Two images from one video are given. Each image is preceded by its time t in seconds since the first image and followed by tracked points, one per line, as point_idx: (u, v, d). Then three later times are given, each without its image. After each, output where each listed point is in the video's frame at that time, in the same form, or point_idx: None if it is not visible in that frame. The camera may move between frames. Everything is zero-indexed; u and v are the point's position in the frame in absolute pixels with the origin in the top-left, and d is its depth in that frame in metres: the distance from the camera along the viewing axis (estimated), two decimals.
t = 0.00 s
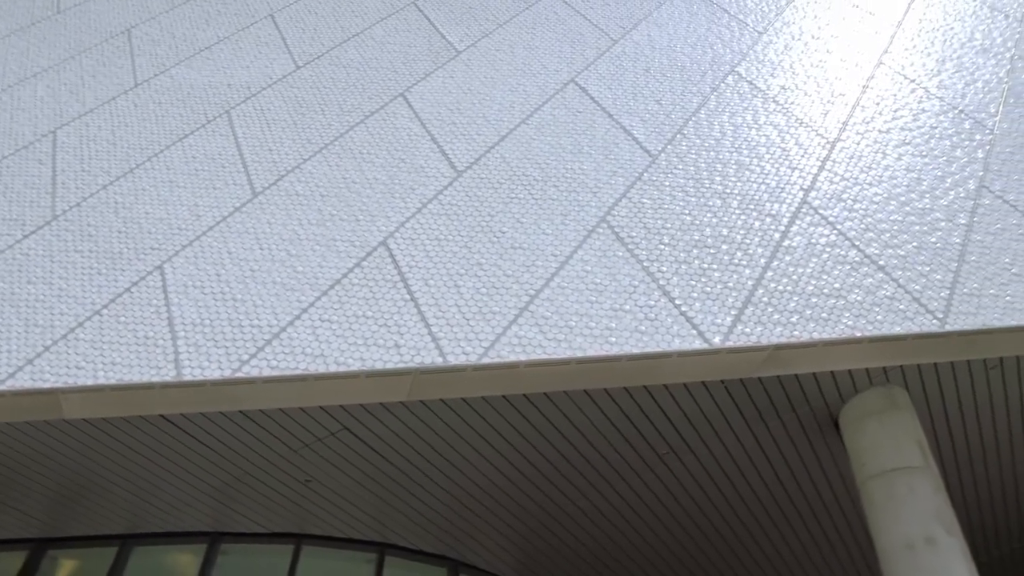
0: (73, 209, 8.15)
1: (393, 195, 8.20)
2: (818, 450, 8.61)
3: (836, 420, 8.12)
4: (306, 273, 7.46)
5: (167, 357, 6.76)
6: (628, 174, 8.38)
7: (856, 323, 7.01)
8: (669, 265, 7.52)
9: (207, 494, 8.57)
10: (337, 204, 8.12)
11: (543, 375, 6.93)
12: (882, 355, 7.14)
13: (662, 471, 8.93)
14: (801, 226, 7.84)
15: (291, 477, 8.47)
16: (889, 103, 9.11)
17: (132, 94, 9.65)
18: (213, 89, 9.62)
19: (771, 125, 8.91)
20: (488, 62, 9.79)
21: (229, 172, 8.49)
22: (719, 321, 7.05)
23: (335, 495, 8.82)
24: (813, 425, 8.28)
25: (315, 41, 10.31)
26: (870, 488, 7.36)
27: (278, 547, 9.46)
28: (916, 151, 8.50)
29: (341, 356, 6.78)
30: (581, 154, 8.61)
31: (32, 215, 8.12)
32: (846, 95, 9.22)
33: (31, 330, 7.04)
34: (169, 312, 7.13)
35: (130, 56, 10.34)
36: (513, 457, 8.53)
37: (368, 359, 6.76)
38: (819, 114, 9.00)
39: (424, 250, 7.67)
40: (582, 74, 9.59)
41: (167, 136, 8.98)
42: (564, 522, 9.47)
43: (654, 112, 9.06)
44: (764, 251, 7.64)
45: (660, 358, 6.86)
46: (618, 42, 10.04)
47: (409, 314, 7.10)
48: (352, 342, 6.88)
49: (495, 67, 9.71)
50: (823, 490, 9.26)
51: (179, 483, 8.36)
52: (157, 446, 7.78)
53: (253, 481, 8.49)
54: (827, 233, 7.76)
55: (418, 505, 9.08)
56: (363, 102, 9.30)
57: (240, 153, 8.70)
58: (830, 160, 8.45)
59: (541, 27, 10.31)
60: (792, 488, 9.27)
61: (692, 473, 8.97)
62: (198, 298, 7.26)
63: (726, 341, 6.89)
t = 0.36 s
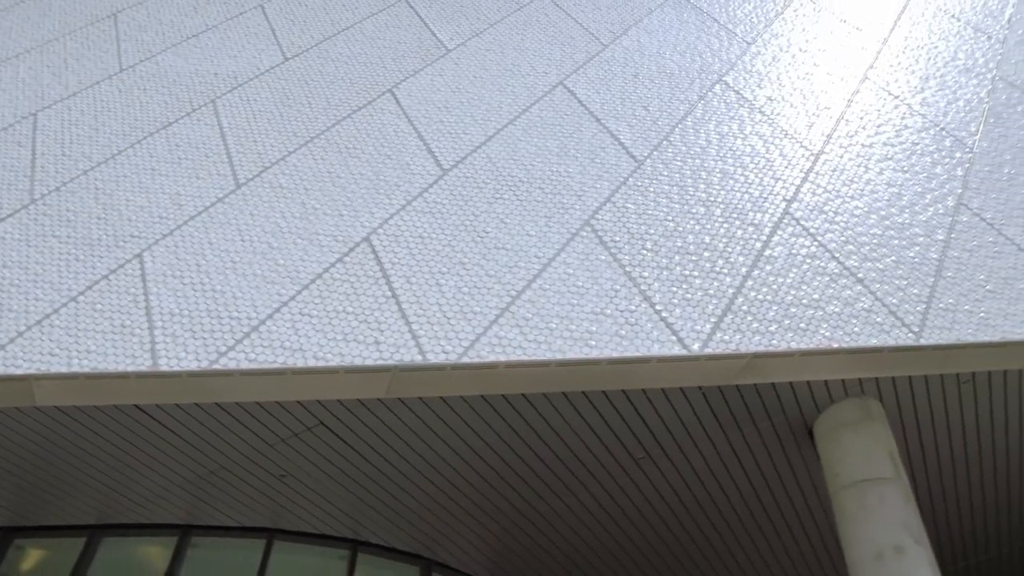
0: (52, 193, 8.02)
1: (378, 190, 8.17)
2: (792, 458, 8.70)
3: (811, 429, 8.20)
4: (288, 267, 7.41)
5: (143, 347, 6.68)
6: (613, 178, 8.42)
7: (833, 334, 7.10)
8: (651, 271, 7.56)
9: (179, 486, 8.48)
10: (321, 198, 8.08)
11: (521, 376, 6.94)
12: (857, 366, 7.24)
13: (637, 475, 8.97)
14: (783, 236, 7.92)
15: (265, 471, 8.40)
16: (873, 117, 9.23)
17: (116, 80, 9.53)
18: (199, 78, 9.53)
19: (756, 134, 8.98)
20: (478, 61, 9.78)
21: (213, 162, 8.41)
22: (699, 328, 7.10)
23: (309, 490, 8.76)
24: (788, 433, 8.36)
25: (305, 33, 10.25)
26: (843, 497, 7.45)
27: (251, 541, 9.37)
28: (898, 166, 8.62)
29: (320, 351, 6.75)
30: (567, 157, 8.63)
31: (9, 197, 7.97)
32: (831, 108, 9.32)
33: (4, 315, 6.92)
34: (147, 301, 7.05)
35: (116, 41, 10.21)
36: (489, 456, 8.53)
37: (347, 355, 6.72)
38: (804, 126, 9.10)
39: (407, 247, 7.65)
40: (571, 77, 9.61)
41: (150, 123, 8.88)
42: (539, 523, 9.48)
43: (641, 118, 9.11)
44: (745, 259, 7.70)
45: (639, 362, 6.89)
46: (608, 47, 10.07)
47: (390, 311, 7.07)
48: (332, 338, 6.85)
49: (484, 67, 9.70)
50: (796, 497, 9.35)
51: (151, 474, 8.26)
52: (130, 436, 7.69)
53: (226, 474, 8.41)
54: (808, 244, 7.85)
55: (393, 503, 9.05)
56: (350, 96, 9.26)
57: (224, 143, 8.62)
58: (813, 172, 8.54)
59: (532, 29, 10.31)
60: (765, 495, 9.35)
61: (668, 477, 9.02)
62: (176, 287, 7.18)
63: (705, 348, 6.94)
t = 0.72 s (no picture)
0: (30, 175, 7.87)
1: (362, 185, 8.13)
2: (764, 466, 8.78)
3: (784, 438, 8.29)
4: (268, 259, 7.35)
5: (118, 335, 6.59)
6: (597, 182, 8.45)
7: (809, 345, 7.19)
8: (631, 276, 7.60)
9: (150, 477, 8.38)
10: (305, 191, 8.02)
11: (499, 376, 6.94)
12: (831, 377, 7.33)
13: (611, 479, 9.01)
14: (763, 246, 7.99)
15: (238, 464, 8.33)
16: (855, 132, 9.35)
17: (99, 63, 9.39)
18: (185, 65, 9.42)
19: (740, 144, 9.05)
20: (467, 60, 9.77)
21: (195, 150, 8.32)
22: (677, 334, 7.15)
23: (282, 484, 8.70)
24: (761, 442, 8.44)
25: (294, 24, 10.17)
26: (813, 506, 7.54)
27: (220, 534, 9.26)
28: (878, 181, 8.75)
29: (298, 345, 6.70)
30: (552, 159, 8.65)
31: None
32: (814, 122, 9.43)
33: None
34: (123, 289, 6.96)
35: (101, 24, 10.06)
36: (464, 456, 8.52)
37: (325, 350, 6.68)
38: (788, 138, 9.19)
39: (389, 243, 7.62)
40: (559, 80, 9.63)
41: (133, 109, 8.76)
42: (511, 524, 9.49)
43: (628, 124, 9.15)
44: (725, 268, 7.76)
45: (617, 367, 6.92)
46: (597, 51, 10.11)
47: (369, 307, 7.04)
48: (310, 332, 6.80)
49: (473, 65, 9.69)
50: (766, 504, 9.44)
51: (122, 464, 8.16)
52: (102, 424, 7.59)
53: (199, 466, 8.33)
54: (788, 255, 7.93)
55: (366, 500, 9.01)
56: (338, 90, 9.21)
57: (208, 132, 8.53)
58: (795, 184, 8.63)
59: (522, 30, 10.32)
60: (736, 502, 9.42)
61: (641, 482, 9.06)
62: (154, 276, 7.10)
63: (682, 355, 6.99)
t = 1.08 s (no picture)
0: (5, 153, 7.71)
1: (344, 179, 8.08)
2: (733, 474, 8.86)
3: (754, 447, 8.36)
4: (245, 249, 7.28)
5: (89, 320, 6.49)
6: (579, 186, 8.48)
7: (782, 356, 7.27)
8: (610, 280, 7.63)
9: (116, 465, 8.26)
10: (286, 182, 7.96)
11: (473, 376, 6.93)
12: (802, 389, 7.42)
13: (581, 482, 9.03)
14: (741, 256, 8.07)
15: (207, 455, 8.24)
16: (835, 148, 9.47)
17: (81, 43, 9.22)
18: (170, 50, 9.29)
19: (722, 155, 9.13)
20: (454, 58, 9.76)
21: (176, 137, 8.21)
22: (653, 341, 7.20)
23: (251, 477, 8.61)
24: (732, 450, 8.52)
25: (282, 14, 10.07)
26: (780, 515, 7.62)
27: (187, 526, 9.14)
28: (855, 198, 8.88)
29: (272, 338, 6.64)
30: (536, 161, 8.66)
31: None
32: (796, 136, 9.54)
33: None
34: (96, 274, 6.85)
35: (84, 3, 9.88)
36: (435, 454, 8.49)
37: (300, 343, 6.63)
38: (769, 150, 9.29)
39: (369, 239, 7.58)
40: (546, 82, 9.65)
41: (114, 92, 8.63)
42: (480, 524, 9.48)
43: (612, 129, 9.19)
44: (702, 276, 7.83)
45: (592, 371, 6.95)
46: (584, 56, 10.14)
47: (346, 302, 7.00)
48: (286, 324, 6.75)
49: (460, 64, 9.67)
50: (734, 512, 9.52)
51: (88, 451, 8.03)
52: (69, 410, 7.47)
53: (167, 456, 8.22)
54: (764, 266, 8.01)
55: (335, 496, 8.95)
56: (323, 82, 9.14)
57: (190, 119, 8.43)
58: (775, 196, 8.72)
59: (511, 30, 10.32)
60: (704, 509, 9.49)
61: (611, 487, 9.10)
62: (128, 261, 6.99)
63: (657, 361, 7.04)
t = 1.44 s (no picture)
0: None
1: (325, 172, 8.02)
2: (700, 481, 8.93)
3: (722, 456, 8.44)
4: (221, 238, 7.20)
5: (59, 303, 6.37)
6: (560, 190, 8.50)
7: (753, 367, 7.36)
8: (586, 285, 7.66)
9: (79, 452, 8.12)
10: (265, 172, 7.89)
11: (447, 374, 6.93)
12: (771, 400, 7.51)
13: (549, 485, 9.04)
14: (717, 266, 8.14)
15: (173, 444, 8.13)
16: (814, 163, 9.59)
17: (61, 19, 9.02)
18: (152, 33, 9.14)
19: (703, 165, 9.20)
20: (441, 56, 9.72)
21: (155, 121, 8.09)
22: (626, 346, 7.24)
23: (217, 468, 8.51)
24: (700, 458, 8.59)
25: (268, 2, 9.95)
26: (746, 525, 7.71)
27: (149, 515, 9.01)
28: (831, 213, 9.01)
29: (245, 328, 6.57)
30: (518, 163, 8.67)
31: None
32: (776, 150, 9.65)
33: None
34: (67, 256, 6.72)
35: None
36: (405, 451, 8.46)
37: (272, 335, 6.57)
38: (749, 163, 9.38)
39: (347, 233, 7.53)
40: (531, 85, 9.66)
41: (94, 72, 8.47)
42: (447, 523, 9.47)
43: (595, 134, 9.22)
44: (678, 284, 7.89)
45: (565, 374, 6.98)
46: (571, 60, 10.16)
47: (322, 295, 6.95)
48: (259, 315, 6.69)
49: (446, 62, 9.64)
50: (700, 519, 9.60)
51: (51, 436, 7.89)
52: (33, 393, 7.34)
53: (132, 444, 8.11)
54: (740, 277, 8.10)
55: (302, 489, 8.89)
56: (308, 73, 9.06)
57: (171, 104, 8.31)
58: (753, 208, 8.82)
59: (499, 30, 10.30)
60: (670, 515, 9.55)
61: (579, 490, 9.13)
62: (101, 245, 6.87)
63: (630, 367, 7.08)
